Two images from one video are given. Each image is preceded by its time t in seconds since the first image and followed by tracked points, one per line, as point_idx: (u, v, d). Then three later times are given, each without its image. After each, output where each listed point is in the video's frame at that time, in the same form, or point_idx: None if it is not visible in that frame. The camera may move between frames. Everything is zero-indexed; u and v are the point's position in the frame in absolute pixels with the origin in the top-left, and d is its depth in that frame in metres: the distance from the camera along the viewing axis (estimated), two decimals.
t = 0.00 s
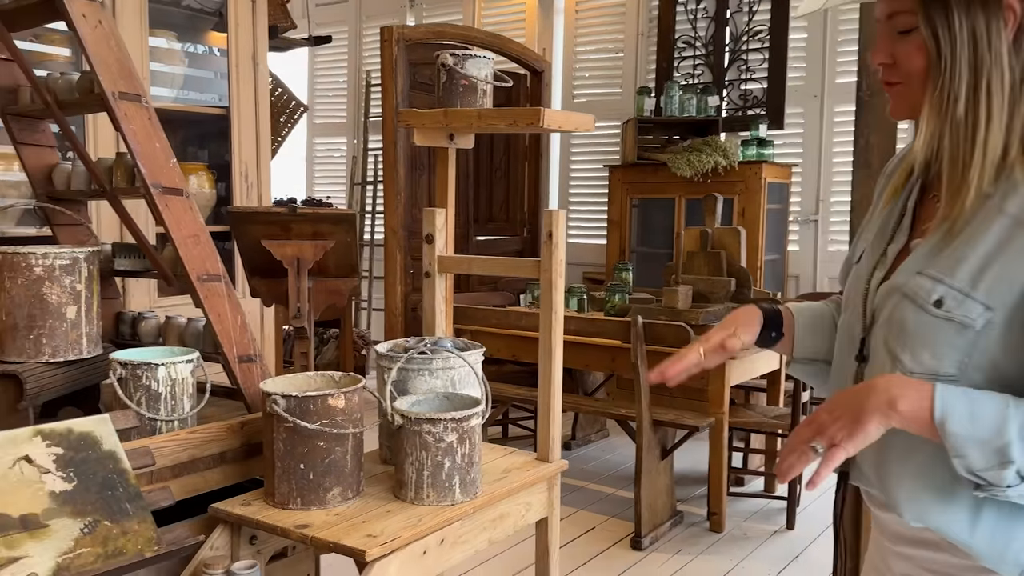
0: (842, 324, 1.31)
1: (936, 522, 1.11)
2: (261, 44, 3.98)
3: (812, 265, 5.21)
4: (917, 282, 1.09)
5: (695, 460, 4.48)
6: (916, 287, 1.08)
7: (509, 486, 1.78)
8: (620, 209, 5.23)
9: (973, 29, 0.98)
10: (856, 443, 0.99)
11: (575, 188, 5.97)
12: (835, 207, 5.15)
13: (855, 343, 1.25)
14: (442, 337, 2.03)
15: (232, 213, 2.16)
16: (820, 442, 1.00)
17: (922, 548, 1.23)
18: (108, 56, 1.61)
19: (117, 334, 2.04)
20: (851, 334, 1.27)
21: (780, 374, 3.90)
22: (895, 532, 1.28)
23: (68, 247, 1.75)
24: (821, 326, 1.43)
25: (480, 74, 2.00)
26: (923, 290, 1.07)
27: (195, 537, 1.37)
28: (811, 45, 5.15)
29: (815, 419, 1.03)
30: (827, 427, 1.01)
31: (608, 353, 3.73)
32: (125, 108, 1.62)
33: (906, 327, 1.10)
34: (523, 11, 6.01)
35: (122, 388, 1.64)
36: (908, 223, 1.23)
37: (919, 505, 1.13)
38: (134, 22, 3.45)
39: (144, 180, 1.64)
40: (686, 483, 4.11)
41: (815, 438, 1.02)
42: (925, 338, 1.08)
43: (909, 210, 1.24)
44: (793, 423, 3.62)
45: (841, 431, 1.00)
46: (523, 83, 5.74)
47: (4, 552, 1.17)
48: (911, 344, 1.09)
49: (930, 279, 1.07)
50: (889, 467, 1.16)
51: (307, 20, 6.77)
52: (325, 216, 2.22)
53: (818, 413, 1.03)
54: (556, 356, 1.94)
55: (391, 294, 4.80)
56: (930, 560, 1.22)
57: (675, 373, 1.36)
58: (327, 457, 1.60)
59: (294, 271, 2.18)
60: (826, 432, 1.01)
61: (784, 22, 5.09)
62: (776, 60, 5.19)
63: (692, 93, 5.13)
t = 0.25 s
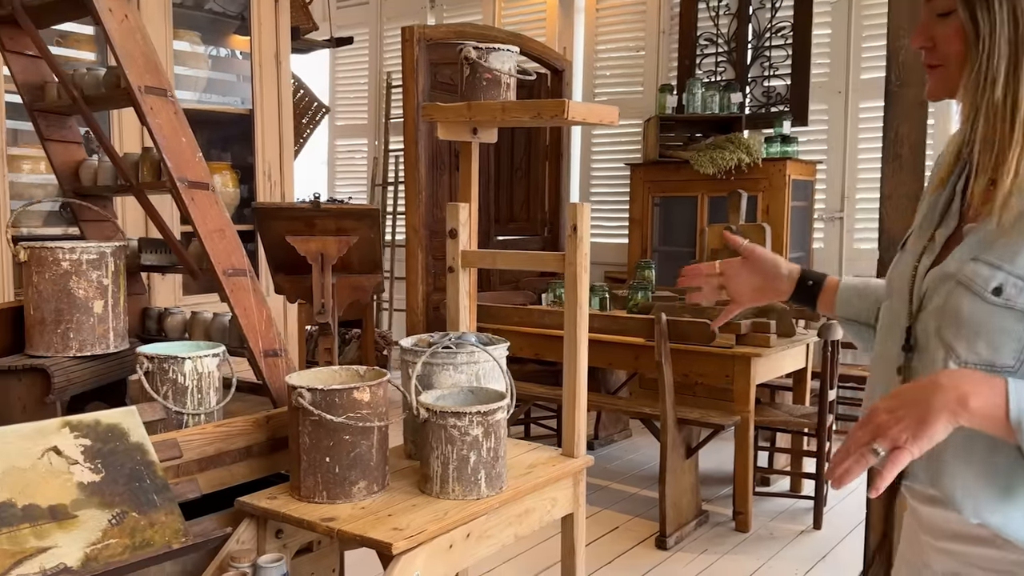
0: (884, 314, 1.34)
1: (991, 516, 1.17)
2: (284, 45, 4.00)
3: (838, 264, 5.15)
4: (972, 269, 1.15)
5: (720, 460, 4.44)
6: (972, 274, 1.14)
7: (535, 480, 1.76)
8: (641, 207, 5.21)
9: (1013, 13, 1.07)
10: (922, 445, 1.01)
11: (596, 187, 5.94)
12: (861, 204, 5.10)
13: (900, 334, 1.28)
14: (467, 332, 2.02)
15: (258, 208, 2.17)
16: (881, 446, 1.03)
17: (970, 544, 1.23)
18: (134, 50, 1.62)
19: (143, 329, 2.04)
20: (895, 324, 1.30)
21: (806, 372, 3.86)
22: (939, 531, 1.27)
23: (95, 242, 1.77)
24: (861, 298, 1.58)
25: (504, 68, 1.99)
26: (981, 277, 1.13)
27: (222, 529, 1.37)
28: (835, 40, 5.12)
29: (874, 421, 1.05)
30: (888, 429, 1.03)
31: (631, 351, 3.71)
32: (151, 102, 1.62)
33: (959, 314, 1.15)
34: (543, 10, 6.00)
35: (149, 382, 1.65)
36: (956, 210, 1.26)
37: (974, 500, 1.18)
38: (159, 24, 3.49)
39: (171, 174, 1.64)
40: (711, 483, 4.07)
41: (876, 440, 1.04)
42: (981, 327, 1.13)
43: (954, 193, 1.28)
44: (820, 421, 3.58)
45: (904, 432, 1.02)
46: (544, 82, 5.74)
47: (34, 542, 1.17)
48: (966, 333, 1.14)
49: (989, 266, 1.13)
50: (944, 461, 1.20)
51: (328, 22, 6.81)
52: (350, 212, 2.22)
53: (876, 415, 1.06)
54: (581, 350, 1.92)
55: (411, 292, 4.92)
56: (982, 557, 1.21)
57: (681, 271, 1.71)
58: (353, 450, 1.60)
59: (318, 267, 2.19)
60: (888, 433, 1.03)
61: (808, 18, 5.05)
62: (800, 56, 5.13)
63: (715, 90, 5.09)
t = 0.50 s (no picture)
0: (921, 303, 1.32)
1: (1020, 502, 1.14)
2: (306, 46, 4.02)
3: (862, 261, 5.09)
4: (1003, 250, 1.12)
5: (743, 459, 4.40)
6: (1003, 256, 1.12)
7: (559, 475, 1.75)
8: (662, 205, 5.18)
9: None
10: (932, 417, 0.99)
11: (616, 187, 5.92)
12: (885, 202, 5.04)
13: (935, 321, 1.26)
14: (489, 326, 2.01)
15: (280, 204, 2.17)
16: (890, 416, 1.00)
17: (1005, 533, 1.21)
18: (158, 43, 1.62)
19: (167, 325, 2.05)
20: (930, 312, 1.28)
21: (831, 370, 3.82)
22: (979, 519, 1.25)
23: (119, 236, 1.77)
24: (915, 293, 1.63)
25: (526, 60, 1.97)
26: (1009, 258, 1.11)
27: (246, 521, 1.36)
28: (857, 36, 5.07)
29: (885, 394, 1.03)
30: (898, 400, 1.01)
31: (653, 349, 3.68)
32: (174, 95, 1.63)
33: (987, 298, 1.12)
34: (563, 9, 5.99)
35: (173, 375, 1.64)
36: (993, 194, 1.25)
37: (1002, 486, 1.15)
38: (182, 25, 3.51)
39: (194, 167, 1.65)
40: (735, 482, 4.04)
41: (886, 412, 1.02)
42: (1008, 311, 1.10)
43: (991, 179, 1.26)
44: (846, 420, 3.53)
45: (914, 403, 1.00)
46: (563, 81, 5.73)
47: (59, 531, 1.16)
48: (992, 318, 1.11)
49: (1019, 247, 1.11)
50: (970, 445, 1.18)
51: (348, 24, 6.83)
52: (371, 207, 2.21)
53: (888, 387, 1.04)
54: (604, 344, 1.89)
55: (431, 291, 4.94)
56: (1015, 545, 1.19)
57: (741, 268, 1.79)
58: (376, 443, 1.60)
59: (340, 262, 2.18)
60: (898, 405, 1.01)
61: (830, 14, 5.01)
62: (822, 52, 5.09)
63: (736, 87, 5.08)
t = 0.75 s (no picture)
0: (957, 293, 1.32)
1: None
2: (324, 48, 4.03)
3: (883, 260, 5.04)
4: None
5: (763, 460, 4.36)
6: None
7: (580, 470, 1.73)
8: (680, 205, 5.16)
9: None
10: (965, 387, 1.02)
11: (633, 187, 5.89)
12: (906, 200, 4.99)
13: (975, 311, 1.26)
14: (508, 322, 2.00)
15: (300, 200, 2.16)
16: (924, 385, 1.04)
17: None
18: (178, 38, 1.62)
19: (187, 321, 2.05)
20: (970, 301, 1.28)
21: (853, 369, 3.78)
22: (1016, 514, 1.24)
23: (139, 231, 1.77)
24: (929, 290, 1.60)
25: (545, 54, 1.95)
26: None
27: (267, 513, 1.36)
28: (878, 33, 5.02)
29: (921, 361, 1.07)
30: (931, 368, 1.05)
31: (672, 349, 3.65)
32: (195, 89, 1.63)
33: None
34: (579, 10, 5.98)
35: (194, 369, 1.64)
36: None
37: None
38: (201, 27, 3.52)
39: (214, 162, 1.65)
40: (755, 483, 4.00)
41: (920, 380, 1.05)
42: None
43: None
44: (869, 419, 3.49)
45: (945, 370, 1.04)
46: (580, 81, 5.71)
47: (81, 522, 1.15)
48: None
49: None
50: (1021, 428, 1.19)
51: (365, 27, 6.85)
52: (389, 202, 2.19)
53: (925, 355, 1.07)
54: (625, 339, 1.86)
55: (449, 291, 4.94)
56: None
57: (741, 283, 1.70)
58: (397, 437, 1.59)
59: (359, 258, 2.18)
60: (932, 373, 1.05)
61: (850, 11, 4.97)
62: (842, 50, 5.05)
63: (755, 86, 5.05)
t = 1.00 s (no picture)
0: (990, 282, 1.38)
1: None
2: (339, 47, 4.03)
3: (901, 259, 4.99)
4: None
5: (781, 461, 4.32)
6: None
7: (600, 465, 1.71)
8: (695, 204, 5.14)
9: None
10: None
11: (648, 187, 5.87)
12: (924, 199, 4.94)
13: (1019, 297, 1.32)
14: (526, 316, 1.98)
15: (317, 196, 2.16)
16: (984, 381, 1.04)
17: None
18: (196, 30, 1.62)
19: (204, 317, 2.05)
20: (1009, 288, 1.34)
21: (871, 369, 3.75)
22: None
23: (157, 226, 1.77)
24: (945, 301, 1.52)
25: (563, 46, 1.93)
26: None
27: (287, 505, 1.35)
28: (894, 30, 4.98)
29: (976, 349, 1.05)
30: (989, 360, 1.04)
31: (689, 347, 3.63)
32: (213, 82, 1.63)
33: None
34: (593, 9, 5.97)
35: (212, 362, 1.64)
36: None
37: None
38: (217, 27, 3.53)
39: (233, 155, 1.64)
40: (773, 484, 3.97)
41: (978, 372, 1.05)
42: None
43: None
44: (888, 418, 3.46)
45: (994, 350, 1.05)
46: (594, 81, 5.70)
47: (100, 512, 1.15)
48: None
49: None
50: None
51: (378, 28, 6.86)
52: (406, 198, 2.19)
53: (979, 339, 1.05)
54: (644, 333, 1.84)
55: (463, 292, 4.91)
56: None
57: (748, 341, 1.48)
58: (415, 431, 1.59)
59: (376, 254, 2.17)
60: (991, 366, 1.04)
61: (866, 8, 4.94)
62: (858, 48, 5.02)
63: (770, 84, 5.03)
